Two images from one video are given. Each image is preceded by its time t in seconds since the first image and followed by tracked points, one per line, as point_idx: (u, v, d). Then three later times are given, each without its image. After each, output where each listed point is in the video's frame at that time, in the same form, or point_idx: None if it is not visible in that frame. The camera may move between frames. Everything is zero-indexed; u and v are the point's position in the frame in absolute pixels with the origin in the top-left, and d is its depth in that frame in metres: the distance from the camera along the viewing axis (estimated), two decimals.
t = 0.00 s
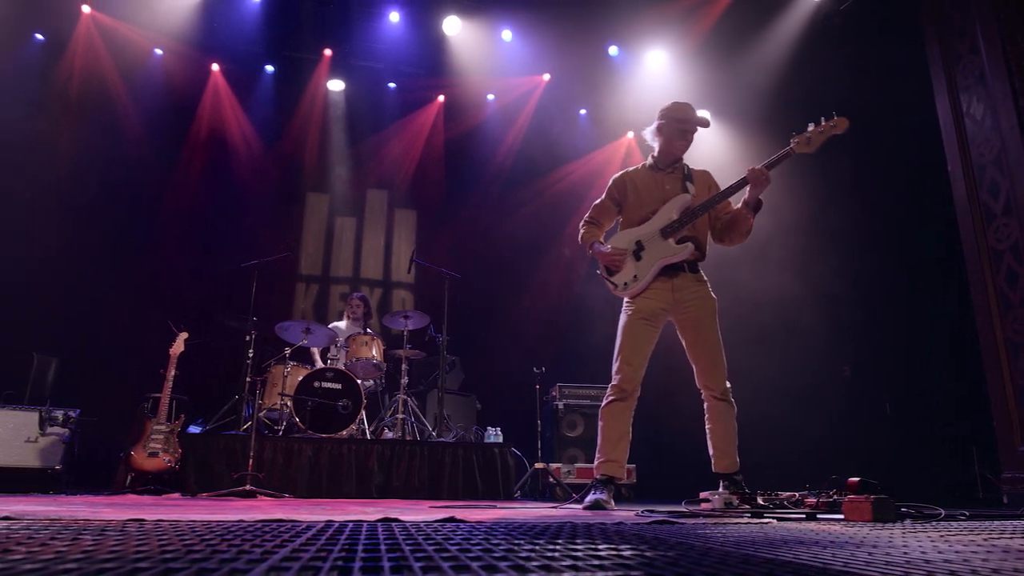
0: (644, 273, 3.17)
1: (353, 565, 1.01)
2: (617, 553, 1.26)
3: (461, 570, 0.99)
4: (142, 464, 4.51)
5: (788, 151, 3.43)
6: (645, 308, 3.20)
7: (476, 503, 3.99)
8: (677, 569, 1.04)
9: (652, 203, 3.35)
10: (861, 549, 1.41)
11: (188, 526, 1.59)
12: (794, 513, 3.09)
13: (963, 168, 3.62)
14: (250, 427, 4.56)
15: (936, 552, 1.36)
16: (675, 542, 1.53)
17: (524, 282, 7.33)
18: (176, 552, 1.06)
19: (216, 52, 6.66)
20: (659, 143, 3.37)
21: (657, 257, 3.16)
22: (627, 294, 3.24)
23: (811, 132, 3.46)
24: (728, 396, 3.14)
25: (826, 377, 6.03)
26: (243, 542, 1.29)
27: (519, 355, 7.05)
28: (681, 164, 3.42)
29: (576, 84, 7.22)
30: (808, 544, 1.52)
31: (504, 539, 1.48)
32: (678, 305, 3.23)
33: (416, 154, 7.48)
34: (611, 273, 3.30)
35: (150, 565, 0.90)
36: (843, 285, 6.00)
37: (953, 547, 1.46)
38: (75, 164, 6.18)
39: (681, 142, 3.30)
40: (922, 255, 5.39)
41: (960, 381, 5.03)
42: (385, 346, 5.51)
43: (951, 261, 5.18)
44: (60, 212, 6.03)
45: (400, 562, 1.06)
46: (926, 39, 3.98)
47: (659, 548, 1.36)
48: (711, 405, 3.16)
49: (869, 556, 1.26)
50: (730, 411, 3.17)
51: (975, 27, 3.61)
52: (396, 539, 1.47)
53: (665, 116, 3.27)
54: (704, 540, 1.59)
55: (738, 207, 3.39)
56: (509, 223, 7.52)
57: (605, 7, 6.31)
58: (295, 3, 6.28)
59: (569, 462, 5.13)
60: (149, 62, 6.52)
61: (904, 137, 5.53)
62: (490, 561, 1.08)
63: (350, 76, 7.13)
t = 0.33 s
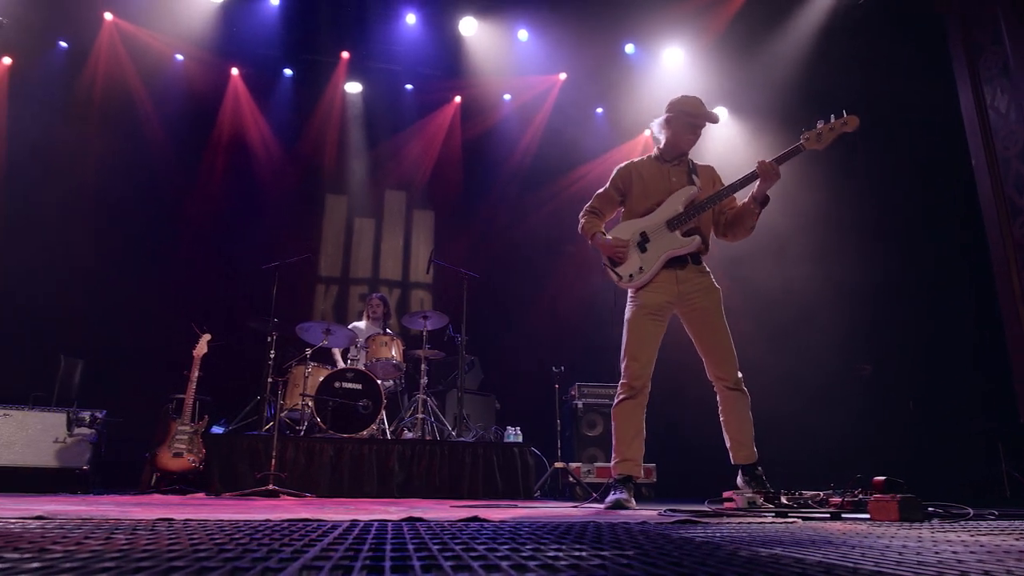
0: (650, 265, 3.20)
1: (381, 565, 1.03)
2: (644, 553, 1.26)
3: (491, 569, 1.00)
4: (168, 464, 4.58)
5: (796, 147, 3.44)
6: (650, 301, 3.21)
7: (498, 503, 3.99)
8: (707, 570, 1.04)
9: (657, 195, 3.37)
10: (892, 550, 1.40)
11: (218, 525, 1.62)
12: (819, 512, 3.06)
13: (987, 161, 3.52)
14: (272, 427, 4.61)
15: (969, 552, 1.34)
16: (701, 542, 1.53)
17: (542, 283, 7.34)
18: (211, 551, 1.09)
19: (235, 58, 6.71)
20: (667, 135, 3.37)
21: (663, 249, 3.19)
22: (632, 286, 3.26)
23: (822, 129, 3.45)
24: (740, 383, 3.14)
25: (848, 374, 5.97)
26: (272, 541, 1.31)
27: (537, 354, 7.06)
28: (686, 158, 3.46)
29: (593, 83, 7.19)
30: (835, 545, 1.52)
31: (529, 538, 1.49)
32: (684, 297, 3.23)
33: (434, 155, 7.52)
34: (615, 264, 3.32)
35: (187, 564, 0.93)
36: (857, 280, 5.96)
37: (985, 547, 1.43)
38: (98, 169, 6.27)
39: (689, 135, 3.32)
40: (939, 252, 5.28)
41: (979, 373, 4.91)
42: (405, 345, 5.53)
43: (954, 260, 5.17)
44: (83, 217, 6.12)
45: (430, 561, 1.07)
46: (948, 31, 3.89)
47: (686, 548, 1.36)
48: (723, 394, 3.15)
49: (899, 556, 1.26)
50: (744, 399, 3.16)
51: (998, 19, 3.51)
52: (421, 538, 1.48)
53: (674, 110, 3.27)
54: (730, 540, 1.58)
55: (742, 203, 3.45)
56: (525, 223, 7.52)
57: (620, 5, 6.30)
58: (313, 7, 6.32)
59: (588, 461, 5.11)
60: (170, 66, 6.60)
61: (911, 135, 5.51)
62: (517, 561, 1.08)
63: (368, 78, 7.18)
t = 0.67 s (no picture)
0: (645, 262, 3.23)
1: (410, 565, 1.03)
2: (669, 552, 1.26)
3: (518, 569, 1.00)
4: (191, 464, 4.64)
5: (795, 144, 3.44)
6: (647, 299, 3.24)
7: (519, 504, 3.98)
8: (735, 569, 1.04)
9: (652, 191, 3.41)
10: (920, 550, 1.38)
11: (245, 524, 1.65)
12: (844, 512, 3.03)
13: (1011, 155, 3.44)
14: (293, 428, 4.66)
15: (1001, 552, 1.32)
16: (726, 541, 1.52)
17: (559, 282, 7.34)
18: (241, 550, 1.11)
19: (253, 62, 6.80)
20: (664, 132, 3.42)
21: (658, 246, 3.22)
22: (627, 283, 3.29)
23: (818, 126, 3.45)
24: (744, 373, 3.20)
25: (868, 372, 5.91)
26: (299, 541, 1.32)
27: (555, 354, 7.07)
28: (682, 154, 3.49)
29: (609, 81, 7.16)
30: (862, 545, 1.51)
31: (550, 537, 1.49)
32: (679, 294, 3.27)
33: (450, 156, 7.56)
34: (609, 261, 3.35)
35: (218, 563, 0.94)
36: (872, 278, 5.88)
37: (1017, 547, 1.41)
38: (119, 174, 6.36)
39: (686, 132, 3.36)
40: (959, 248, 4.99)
41: (997, 372, 4.56)
42: (424, 345, 5.56)
43: (966, 256, 4.94)
44: (104, 221, 6.21)
45: (457, 561, 1.07)
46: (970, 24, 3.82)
47: (710, 548, 1.36)
48: (730, 386, 3.19)
49: (928, 556, 1.25)
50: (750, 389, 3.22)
51: None
52: (444, 537, 1.48)
53: (671, 106, 3.33)
54: (754, 540, 1.57)
55: (738, 201, 3.48)
56: (543, 223, 7.54)
57: (635, 5, 6.28)
58: (331, 11, 6.35)
59: (608, 461, 5.10)
60: (190, 71, 6.67)
61: (925, 132, 5.35)
62: (545, 560, 1.08)
63: (384, 80, 7.21)
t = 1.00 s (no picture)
0: (657, 273, 3.22)
1: (438, 565, 1.03)
2: (696, 553, 1.24)
3: (548, 569, 0.99)
4: (214, 465, 4.70)
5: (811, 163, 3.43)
6: (660, 304, 3.24)
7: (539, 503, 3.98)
8: (766, 570, 1.02)
9: (666, 201, 3.40)
10: (952, 551, 1.35)
11: (270, 524, 1.67)
12: (869, 512, 3.00)
13: None
14: (314, 429, 4.70)
15: None
16: (752, 541, 1.51)
17: (576, 282, 7.34)
18: (269, 550, 1.12)
19: (271, 67, 6.82)
20: (679, 141, 3.42)
21: (671, 257, 3.22)
22: (639, 292, 3.28)
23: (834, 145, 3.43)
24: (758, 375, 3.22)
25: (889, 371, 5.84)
26: (326, 541, 1.33)
27: (572, 353, 7.09)
28: (695, 163, 3.48)
29: (626, 80, 7.11)
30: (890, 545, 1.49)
31: (576, 537, 1.49)
32: (691, 303, 3.29)
33: (466, 157, 7.61)
34: (621, 269, 3.34)
35: (248, 563, 0.95)
36: (891, 273, 5.82)
37: None
38: (141, 180, 6.46)
39: (701, 142, 3.36)
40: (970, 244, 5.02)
41: (1013, 368, 4.50)
42: (442, 346, 5.57)
43: (979, 250, 4.93)
44: (126, 226, 6.31)
45: (485, 561, 1.08)
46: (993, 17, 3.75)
47: (737, 548, 1.34)
48: (747, 388, 3.20)
49: (960, 556, 1.23)
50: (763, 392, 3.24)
51: None
52: (469, 538, 1.48)
53: (689, 114, 3.31)
54: (780, 539, 1.55)
55: (751, 214, 3.48)
56: (559, 222, 7.57)
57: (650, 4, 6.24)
58: (347, 14, 6.37)
59: (627, 460, 5.09)
60: (209, 76, 6.71)
61: (938, 123, 5.43)
62: (572, 560, 1.08)
63: (401, 82, 7.22)
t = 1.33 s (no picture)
0: (671, 274, 3.21)
1: (468, 565, 1.04)
2: (723, 552, 1.24)
3: (577, 569, 1.00)
4: (238, 465, 4.75)
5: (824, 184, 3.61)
6: (675, 304, 3.22)
7: (561, 503, 3.99)
8: (798, 570, 1.02)
9: (678, 205, 3.40)
10: (983, 551, 1.34)
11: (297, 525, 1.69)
12: (896, 512, 2.97)
13: None
14: (336, 429, 4.75)
15: None
16: (777, 541, 1.50)
17: (594, 282, 7.35)
18: (299, 549, 1.13)
19: (291, 71, 6.87)
20: (689, 143, 3.43)
21: (685, 260, 3.22)
22: (650, 293, 3.25)
23: (844, 169, 3.65)
24: (759, 376, 3.21)
25: (913, 369, 5.77)
26: (351, 540, 1.35)
27: (591, 354, 7.09)
28: (704, 170, 3.51)
29: (643, 78, 7.06)
30: (920, 545, 1.47)
31: (599, 537, 1.49)
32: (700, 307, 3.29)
33: (483, 158, 7.63)
34: (631, 268, 3.30)
35: (281, 563, 0.96)
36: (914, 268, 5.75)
37: None
38: (163, 184, 6.57)
39: (713, 149, 3.40)
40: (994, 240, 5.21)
41: None
42: (462, 346, 5.59)
43: (1000, 245, 5.16)
44: (149, 230, 6.43)
45: (512, 561, 1.08)
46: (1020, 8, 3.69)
47: (764, 548, 1.34)
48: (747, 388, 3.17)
49: (994, 556, 1.20)
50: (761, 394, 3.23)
51: None
52: (492, 538, 1.49)
53: (705, 119, 3.34)
54: (807, 540, 1.54)
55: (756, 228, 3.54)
56: (576, 222, 7.58)
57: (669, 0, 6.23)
58: (365, 17, 6.44)
59: (648, 460, 5.09)
60: (229, 81, 6.76)
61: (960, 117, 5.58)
62: (600, 560, 1.08)
63: (418, 84, 7.24)
